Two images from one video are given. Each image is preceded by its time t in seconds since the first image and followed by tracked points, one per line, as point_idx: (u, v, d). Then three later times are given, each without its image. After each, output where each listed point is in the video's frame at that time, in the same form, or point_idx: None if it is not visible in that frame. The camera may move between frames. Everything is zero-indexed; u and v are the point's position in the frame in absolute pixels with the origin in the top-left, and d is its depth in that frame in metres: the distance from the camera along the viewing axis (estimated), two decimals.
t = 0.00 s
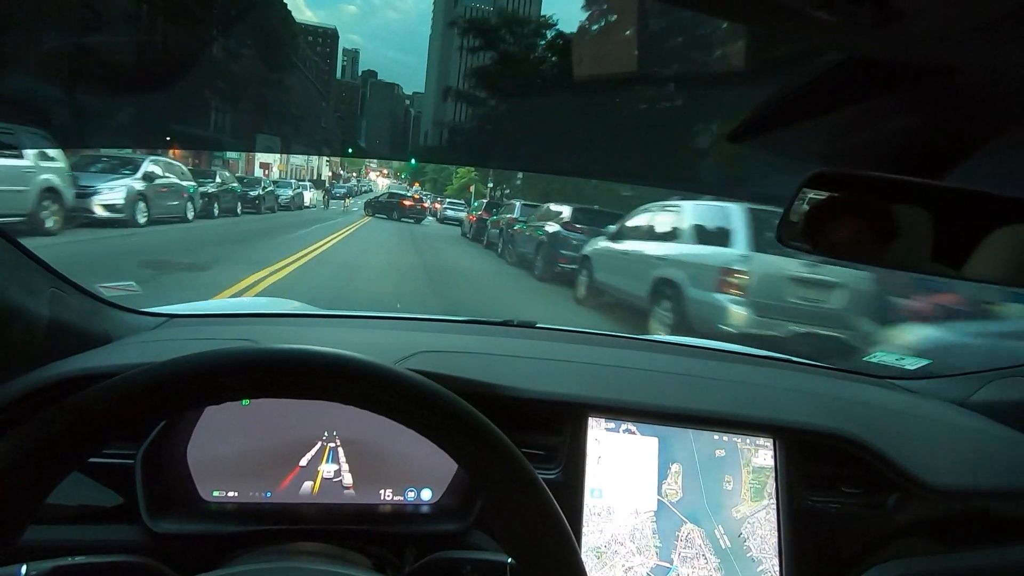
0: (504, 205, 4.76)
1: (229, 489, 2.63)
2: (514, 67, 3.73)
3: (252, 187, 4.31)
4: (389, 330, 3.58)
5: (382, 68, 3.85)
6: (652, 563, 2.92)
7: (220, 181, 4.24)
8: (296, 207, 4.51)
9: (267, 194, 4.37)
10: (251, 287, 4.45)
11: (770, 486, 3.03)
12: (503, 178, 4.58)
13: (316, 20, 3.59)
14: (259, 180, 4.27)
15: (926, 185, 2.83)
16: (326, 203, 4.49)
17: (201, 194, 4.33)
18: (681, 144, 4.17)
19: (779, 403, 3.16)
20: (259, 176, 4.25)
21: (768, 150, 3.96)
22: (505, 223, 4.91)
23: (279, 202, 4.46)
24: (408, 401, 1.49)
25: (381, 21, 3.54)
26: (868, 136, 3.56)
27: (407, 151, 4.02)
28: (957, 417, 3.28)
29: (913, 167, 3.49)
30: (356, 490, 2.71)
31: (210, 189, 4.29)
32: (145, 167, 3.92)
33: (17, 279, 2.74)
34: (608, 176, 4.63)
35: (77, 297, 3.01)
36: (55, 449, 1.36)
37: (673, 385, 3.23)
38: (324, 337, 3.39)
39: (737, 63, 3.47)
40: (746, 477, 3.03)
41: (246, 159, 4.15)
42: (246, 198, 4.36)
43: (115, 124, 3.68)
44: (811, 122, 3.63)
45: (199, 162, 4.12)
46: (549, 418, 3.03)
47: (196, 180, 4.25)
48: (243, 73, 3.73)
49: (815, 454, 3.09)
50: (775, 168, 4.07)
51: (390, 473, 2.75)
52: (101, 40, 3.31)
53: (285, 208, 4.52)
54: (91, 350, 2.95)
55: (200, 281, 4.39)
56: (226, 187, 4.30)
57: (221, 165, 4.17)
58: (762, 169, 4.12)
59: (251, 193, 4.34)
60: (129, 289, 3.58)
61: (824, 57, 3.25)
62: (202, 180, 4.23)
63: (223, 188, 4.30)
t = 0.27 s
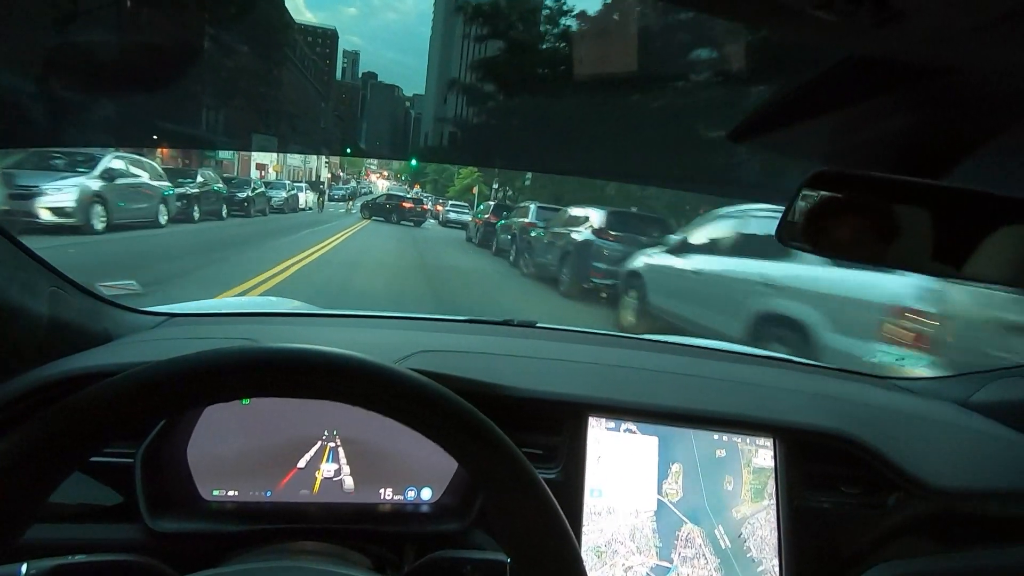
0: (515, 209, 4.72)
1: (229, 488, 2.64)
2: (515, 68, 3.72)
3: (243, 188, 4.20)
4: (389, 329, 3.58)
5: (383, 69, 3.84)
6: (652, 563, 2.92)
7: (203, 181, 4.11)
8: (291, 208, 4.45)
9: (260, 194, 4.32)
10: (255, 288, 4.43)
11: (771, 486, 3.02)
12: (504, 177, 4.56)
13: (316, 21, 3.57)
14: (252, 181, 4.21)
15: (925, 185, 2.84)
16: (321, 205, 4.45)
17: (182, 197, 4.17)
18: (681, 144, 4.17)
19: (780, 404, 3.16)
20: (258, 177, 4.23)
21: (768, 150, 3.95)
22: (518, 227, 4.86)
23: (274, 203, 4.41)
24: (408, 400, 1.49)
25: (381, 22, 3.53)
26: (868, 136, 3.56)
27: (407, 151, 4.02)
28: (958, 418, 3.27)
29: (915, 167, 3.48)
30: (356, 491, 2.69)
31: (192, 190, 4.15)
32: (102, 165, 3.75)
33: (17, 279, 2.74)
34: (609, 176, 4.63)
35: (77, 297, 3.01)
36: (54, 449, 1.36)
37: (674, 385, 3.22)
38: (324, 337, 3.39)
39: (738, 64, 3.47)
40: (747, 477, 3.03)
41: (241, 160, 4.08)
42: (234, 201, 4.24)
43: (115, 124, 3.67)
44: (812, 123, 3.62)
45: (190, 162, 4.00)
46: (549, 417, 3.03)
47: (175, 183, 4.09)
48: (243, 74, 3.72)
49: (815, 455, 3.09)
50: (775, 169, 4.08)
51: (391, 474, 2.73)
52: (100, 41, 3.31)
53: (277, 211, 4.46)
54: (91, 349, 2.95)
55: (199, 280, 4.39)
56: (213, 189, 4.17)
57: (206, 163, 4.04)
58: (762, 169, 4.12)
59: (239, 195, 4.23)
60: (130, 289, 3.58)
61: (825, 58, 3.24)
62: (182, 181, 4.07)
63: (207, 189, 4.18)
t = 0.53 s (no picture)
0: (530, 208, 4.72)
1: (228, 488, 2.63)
2: (515, 68, 3.73)
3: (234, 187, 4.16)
4: (388, 329, 3.59)
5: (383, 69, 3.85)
6: (649, 564, 2.92)
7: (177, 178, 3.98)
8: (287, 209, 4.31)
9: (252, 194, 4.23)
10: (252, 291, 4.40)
11: (769, 489, 3.02)
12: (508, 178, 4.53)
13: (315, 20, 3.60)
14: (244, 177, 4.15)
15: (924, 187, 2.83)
16: (317, 205, 4.39)
17: (154, 197, 3.96)
18: (680, 146, 4.17)
19: (779, 405, 3.16)
20: (254, 176, 4.19)
21: (767, 152, 3.96)
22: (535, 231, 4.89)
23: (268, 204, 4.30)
24: (406, 399, 1.49)
25: (382, 21, 3.54)
26: (869, 139, 3.56)
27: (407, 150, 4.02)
28: (957, 421, 3.27)
29: (915, 170, 3.49)
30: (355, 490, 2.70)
31: (166, 189, 3.97)
32: (42, 161, 3.45)
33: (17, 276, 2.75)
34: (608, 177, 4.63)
35: (76, 294, 3.01)
36: (54, 446, 1.36)
37: (673, 387, 3.22)
38: (323, 336, 3.40)
39: (737, 66, 3.47)
40: (746, 479, 3.03)
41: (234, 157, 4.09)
42: (218, 201, 4.17)
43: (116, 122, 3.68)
44: (812, 125, 3.63)
45: (179, 159, 3.99)
46: (548, 418, 3.03)
47: (145, 181, 3.92)
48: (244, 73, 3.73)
49: (814, 457, 3.08)
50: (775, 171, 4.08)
51: (389, 473, 2.74)
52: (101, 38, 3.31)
53: (267, 212, 4.33)
54: (91, 347, 2.95)
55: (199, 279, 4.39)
56: (195, 190, 4.06)
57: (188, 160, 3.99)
58: (762, 171, 4.12)
59: (223, 195, 4.17)
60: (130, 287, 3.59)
61: (825, 60, 3.24)
62: (155, 179, 3.92)
63: (179, 189, 4.03)
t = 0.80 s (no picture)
0: (547, 208, 4.75)
1: (229, 489, 2.61)
2: (515, 67, 3.72)
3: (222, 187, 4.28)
4: (388, 329, 3.58)
5: (382, 68, 3.83)
6: (652, 563, 2.93)
7: (148, 174, 3.95)
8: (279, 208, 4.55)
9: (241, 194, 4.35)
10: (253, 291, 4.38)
11: (772, 486, 3.02)
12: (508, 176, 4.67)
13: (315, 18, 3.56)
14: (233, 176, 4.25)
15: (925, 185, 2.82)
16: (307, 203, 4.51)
17: (120, 196, 3.85)
18: (681, 143, 4.17)
19: (781, 403, 3.16)
20: (250, 174, 4.22)
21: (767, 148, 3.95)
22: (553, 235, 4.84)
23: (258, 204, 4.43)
24: (409, 402, 1.49)
25: (381, 20, 3.53)
26: (869, 135, 3.56)
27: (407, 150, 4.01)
28: (960, 417, 3.27)
29: (915, 166, 3.48)
30: (357, 490, 2.71)
31: (134, 185, 3.88)
32: None
33: (17, 280, 2.74)
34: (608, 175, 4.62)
35: (76, 297, 3.01)
36: (55, 448, 1.36)
37: (672, 385, 3.22)
38: (324, 337, 3.39)
39: (738, 62, 3.46)
40: (748, 477, 3.03)
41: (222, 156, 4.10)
42: (202, 200, 4.30)
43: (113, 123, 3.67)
44: (812, 121, 3.62)
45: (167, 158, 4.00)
46: (550, 417, 3.03)
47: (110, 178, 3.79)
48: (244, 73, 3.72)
49: (814, 454, 3.08)
50: (775, 167, 4.08)
51: (390, 472, 2.77)
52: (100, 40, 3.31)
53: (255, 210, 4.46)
54: (92, 350, 2.95)
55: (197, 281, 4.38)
56: (178, 190, 4.16)
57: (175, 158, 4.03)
58: (763, 168, 4.12)
59: (206, 194, 4.30)
60: (130, 289, 3.58)
61: (826, 57, 3.23)
62: (124, 175, 3.83)
63: (150, 185, 4.01)
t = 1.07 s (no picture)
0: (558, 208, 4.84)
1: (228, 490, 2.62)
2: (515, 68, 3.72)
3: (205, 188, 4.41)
4: (387, 330, 3.58)
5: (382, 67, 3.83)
6: (651, 565, 2.92)
7: (111, 172, 3.94)
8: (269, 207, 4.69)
9: (226, 192, 4.50)
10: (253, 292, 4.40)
11: (770, 489, 3.02)
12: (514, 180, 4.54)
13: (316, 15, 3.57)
14: (218, 176, 4.32)
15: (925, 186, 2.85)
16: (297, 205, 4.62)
17: (79, 195, 3.84)
18: (680, 144, 4.17)
19: (779, 405, 3.16)
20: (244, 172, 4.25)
21: (767, 149, 3.96)
22: (580, 241, 5.27)
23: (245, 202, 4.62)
24: (408, 401, 1.49)
25: (382, 19, 3.53)
26: (868, 138, 3.56)
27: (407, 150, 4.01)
28: (958, 418, 3.27)
29: (914, 168, 3.49)
30: (356, 492, 2.71)
31: (93, 183, 3.88)
32: None
33: (16, 279, 2.74)
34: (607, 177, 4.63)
35: (75, 297, 3.01)
36: (53, 448, 1.36)
37: (671, 386, 3.22)
38: (322, 337, 3.39)
39: (738, 63, 3.47)
40: (746, 479, 3.03)
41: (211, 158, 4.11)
42: (180, 199, 4.38)
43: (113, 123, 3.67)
44: (812, 123, 3.62)
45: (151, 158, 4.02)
46: (549, 419, 3.02)
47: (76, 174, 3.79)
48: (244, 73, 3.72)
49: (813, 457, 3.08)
50: (773, 169, 4.08)
51: (390, 473, 2.76)
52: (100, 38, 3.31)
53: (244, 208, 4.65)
54: (90, 351, 2.95)
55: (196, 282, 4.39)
56: (151, 188, 4.27)
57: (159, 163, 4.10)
58: (761, 169, 4.12)
59: (185, 194, 4.39)
60: (129, 290, 3.58)
61: (825, 58, 3.24)
62: (86, 171, 3.83)
63: (114, 182, 4.00)
